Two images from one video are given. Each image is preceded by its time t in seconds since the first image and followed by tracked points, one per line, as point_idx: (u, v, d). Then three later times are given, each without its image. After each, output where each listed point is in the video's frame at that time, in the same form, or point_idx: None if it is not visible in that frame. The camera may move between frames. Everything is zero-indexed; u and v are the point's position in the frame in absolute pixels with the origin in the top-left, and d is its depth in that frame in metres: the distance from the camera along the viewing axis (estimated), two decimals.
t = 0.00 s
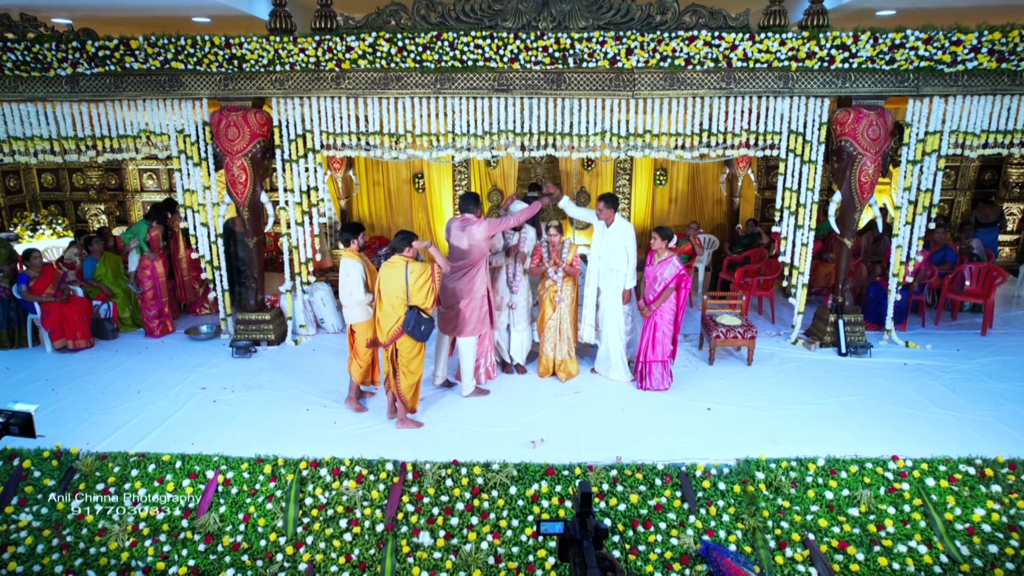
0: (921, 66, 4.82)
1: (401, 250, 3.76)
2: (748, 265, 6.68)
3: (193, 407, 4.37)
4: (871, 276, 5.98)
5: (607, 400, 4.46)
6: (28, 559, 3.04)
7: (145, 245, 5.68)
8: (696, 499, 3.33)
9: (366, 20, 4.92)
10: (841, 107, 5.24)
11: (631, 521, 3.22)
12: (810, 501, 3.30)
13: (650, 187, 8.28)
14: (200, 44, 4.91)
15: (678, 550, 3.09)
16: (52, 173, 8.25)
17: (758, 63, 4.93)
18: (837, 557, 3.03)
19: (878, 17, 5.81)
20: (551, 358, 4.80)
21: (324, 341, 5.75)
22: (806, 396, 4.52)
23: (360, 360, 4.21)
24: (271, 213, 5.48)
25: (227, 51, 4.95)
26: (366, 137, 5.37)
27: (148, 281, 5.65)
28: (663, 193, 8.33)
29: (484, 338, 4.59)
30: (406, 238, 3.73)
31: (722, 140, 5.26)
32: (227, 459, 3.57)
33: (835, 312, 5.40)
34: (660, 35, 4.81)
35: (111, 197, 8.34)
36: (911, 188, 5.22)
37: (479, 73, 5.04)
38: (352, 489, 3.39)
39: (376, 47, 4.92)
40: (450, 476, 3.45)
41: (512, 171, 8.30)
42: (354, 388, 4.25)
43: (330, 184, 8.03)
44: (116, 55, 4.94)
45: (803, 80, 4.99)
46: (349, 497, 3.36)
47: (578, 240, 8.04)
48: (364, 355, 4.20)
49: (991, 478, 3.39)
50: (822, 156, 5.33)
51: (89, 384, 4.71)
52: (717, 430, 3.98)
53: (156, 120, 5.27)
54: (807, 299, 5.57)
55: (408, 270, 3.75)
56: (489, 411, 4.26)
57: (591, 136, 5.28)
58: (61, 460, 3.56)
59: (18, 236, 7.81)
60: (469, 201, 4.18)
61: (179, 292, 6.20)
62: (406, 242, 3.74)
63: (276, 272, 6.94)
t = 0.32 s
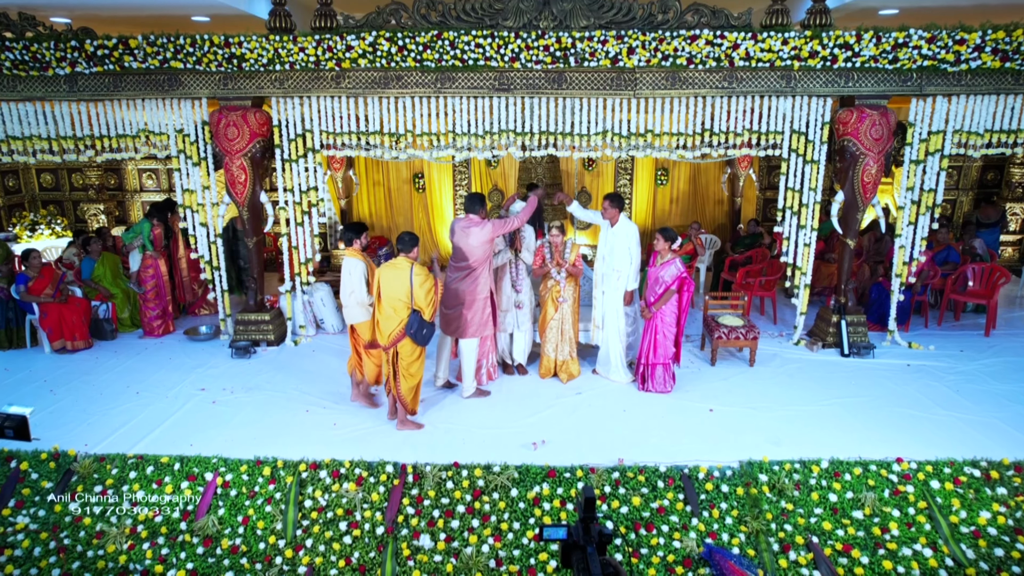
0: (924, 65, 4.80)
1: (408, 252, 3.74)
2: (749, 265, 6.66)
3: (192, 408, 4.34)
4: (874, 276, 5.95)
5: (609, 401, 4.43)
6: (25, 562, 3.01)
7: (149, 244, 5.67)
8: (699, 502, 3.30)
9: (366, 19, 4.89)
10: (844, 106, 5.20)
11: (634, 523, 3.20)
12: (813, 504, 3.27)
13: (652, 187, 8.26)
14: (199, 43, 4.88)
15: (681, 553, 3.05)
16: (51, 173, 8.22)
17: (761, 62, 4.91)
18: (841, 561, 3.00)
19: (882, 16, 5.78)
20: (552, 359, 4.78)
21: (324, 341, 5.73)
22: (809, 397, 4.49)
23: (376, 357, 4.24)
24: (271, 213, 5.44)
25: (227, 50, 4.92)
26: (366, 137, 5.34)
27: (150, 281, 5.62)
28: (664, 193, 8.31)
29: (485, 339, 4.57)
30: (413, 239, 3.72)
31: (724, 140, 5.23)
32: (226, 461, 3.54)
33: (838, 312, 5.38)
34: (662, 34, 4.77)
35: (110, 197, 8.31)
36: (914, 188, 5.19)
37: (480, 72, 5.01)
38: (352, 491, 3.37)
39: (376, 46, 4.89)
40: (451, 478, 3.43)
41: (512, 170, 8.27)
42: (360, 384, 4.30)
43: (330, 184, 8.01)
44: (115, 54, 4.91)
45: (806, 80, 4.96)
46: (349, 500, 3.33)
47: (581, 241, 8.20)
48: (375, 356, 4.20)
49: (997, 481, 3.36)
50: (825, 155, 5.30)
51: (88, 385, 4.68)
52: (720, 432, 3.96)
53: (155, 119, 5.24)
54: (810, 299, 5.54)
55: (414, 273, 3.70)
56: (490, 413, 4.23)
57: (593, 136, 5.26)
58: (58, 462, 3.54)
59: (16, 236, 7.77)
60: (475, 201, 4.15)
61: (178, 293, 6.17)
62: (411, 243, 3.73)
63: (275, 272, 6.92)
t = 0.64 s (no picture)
0: (931, 64, 4.73)
1: (406, 255, 3.64)
2: (752, 267, 6.59)
3: (188, 413, 4.27)
4: (879, 277, 5.88)
5: (612, 405, 4.36)
6: (15, 572, 2.94)
7: (149, 245, 5.56)
8: (705, 510, 3.23)
9: (365, 17, 4.82)
10: (849, 106, 5.13)
11: (638, 532, 3.12)
12: (821, 511, 3.21)
13: (654, 187, 8.20)
14: (196, 41, 4.82)
15: (686, 562, 2.98)
16: (48, 173, 8.16)
17: (765, 61, 4.84)
18: (850, 570, 2.92)
19: (887, 14, 5.71)
20: (554, 362, 4.71)
21: (323, 344, 5.66)
22: (814, 401, 4.42)
23: (370, 367, 4.04)
24: (269, 213, 5.37)
25: (224, 49, 4.85)
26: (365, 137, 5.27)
27: (148, 282, 5.55)
28: (666, 193, 8.24)
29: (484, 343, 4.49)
30: (412, 242, 3.63)
31: (728, 140, 5.16)
32: (221, 468, 3.48)
33: (843, 315, 5.32)
34: (665, 33, 4.70)
35: (108, 197, 8.24)
36: (920, 189, 5.12)
37: (480, 71, 4.95)
38: (350, 498, 3.30)
39: (376, 45, 4.82)
40: (451, 486, 3.36)
41: (513, 171, 8.20)
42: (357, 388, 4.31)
43: (330, 184, 7.94)
44: (110, 53, 4.84)
45: (811, 79, 4.89)
46: (347, 507, 3.26)
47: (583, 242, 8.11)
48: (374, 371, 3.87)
49: (1009, 488, 3.29)
50: (830, 155, 5.22)
51: (83, 388, 4.61)
52: (725, 438, 3.89)
53: (151, 118, 5.16)
54: (814, 301, 5.47)
55: (418, 275, 3.61)
56: (490, 417, 4.16)
57: (595, 136, 5.19)
58: (51, 468, 3.47)
59: (12, 236, 7.70)
60: (475, 202, 4.07)
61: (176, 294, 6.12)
62: (410, 245, 3.64)
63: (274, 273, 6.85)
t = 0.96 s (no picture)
0: (942, 62, 4.61)
1: (393, 259, 3.50)
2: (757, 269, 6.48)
3: (180, 422, 4.17)
4: (887, 280, 5.77)
5: (616, 413, 4.25)
6: None
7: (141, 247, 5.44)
8: (713, 523, 3.12)
9: (363, 14, 4.72)
10: (858, 105, 5.01)
11: (644, 546, 3.01)
12: (833, 525, 3.10)
13: (656, 187, 8.08)
14: (190, 39, 4.71)
15: None
16: (43, 173, 8.05)
17: (772, 59, 4.72)
18: None
19: (896, 12, 5.60)
20: (556, 366, 4.59)
21: (321, 349, 5.55)
22: (823, 408, 4.31)
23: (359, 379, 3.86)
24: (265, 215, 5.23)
25: (219, 47, 4.74)
26: (362, 136, 5.15)
27: (139, 286, 5.44)
28: (669, 194, 8.12)
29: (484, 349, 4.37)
30: (398, 246, 3.49)
31: (734, 140, 5.05)
32: (213, 479, 3.38)
33: (850, 318, 5.22)
34: (670, 30, 4.58)
35: (104, 198, 8.14)
36: (930, 190, 5.00)
37: (480, 69, 4.85)
38: (346, 511, 3.19)
39: (373, 43, 4.71)
40: (450, 498, 3.26)
41: (514, 171, 8.10)
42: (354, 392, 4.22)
43: (328, 184, 7.83)
44: (102, 51, 4.73)
45: (819, 77, 4.78)
46: (343, 520, 3.15)
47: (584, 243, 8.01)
48: (364, 386, 3.63)
49: None
50: (838, 155, 5.10)
51: (74, 394, 4.51)
52: (732, 447, 3.78)
53: (144, 117, 5.05)
54: (822, 304, 5.36)
55: (407, 279, 3.46)
56: (491, 424, 4.06)
57: (597, 135, 5.08)
58: (37, 479, 3.38)
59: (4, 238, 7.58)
60: (476, 204, 3.97)
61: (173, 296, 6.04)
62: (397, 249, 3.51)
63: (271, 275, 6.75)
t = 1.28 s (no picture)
0: (957, 60, 4.47)
1: (373, 266, 3.31)
2: (764, 272, 6.34)
3: (169, 433, 4.03)
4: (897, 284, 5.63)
5: (621, 423, 4.11)
6: None
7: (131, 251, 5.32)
8: (724, 542, 2.98)
9: (359, 11, 4.57)
10: (869, 104, 4.87)
11: (652, 567, 2.86)
12: (851, 544, 2.95)
13: (659, 188, 7.94)
14: (181, 36, 4.56)
15: None
16: (35, 174, 7.91)
17: (782, 57, 4.58)
18: None
19: (907, 8, 5.46)
20: (559, 375, 4.46)
21: (317, 355, 5.40)
22: (835, 418, 4.17)
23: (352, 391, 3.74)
24: (259, 217, 5.11)
25: (211, 44, 4.59)
26: (359, 136, 5.01)
27: (127, 292, 5.31)
28: (672, 195, 7.98)
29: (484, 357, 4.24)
30: (377, 251, 3.30)
31: (741, 140, 4.91)
32: (201, 495, 3.25)
33: (861, 324, 5.08)
34: (676, 27, 4.43)
35: (97, 199, 8.00)
36: (943, 192, 4.86)
37: (481, 68, 4.70)
38: (339, 529, 3.05)
39: (370, 40, 4.56)
40: (449, 515, 3.11)
41: (514, 172, 7.95)
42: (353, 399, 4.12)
43: (325, 185, 7.69)
44: (90, 48, 4.58)
45: (830, 76, 4.64)
46: (336, 539, 3.01)
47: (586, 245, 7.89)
48: (350, 402, 3.48)
49: None
50: (849, 156, 4.95)
51: (61, 403, 4.38)
52: (742, 460, 3.64)
53: (133, 117, 4.92)
54: (831, 309, 5.22)
55: (388, 288, 3.29)
56: (492, 435, 3.92)
57: (601, 135, 4.93)
58: (16, 496, 3.25)
59: None
60: (476, 206, 3.82)
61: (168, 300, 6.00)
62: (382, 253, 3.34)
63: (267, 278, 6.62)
